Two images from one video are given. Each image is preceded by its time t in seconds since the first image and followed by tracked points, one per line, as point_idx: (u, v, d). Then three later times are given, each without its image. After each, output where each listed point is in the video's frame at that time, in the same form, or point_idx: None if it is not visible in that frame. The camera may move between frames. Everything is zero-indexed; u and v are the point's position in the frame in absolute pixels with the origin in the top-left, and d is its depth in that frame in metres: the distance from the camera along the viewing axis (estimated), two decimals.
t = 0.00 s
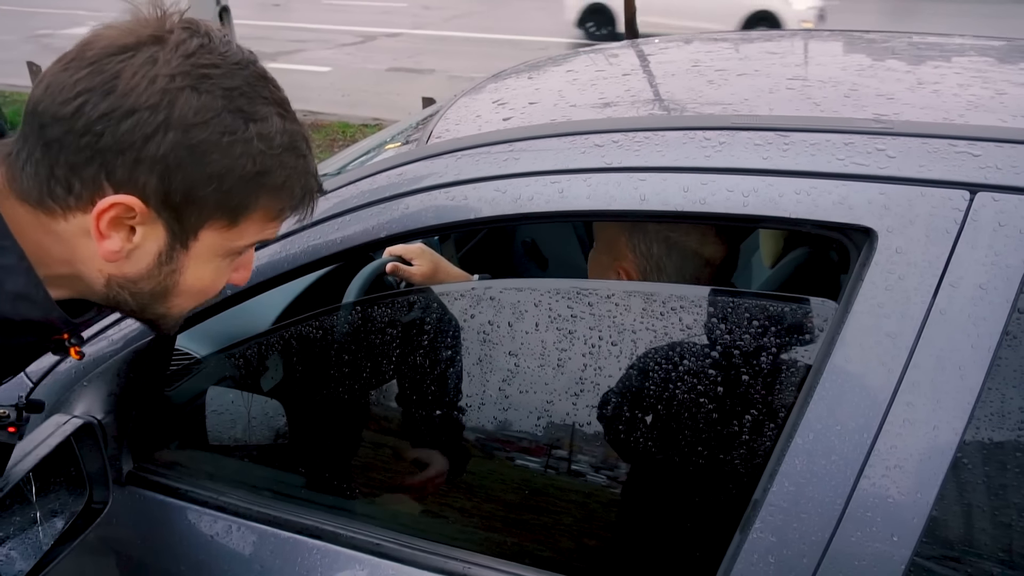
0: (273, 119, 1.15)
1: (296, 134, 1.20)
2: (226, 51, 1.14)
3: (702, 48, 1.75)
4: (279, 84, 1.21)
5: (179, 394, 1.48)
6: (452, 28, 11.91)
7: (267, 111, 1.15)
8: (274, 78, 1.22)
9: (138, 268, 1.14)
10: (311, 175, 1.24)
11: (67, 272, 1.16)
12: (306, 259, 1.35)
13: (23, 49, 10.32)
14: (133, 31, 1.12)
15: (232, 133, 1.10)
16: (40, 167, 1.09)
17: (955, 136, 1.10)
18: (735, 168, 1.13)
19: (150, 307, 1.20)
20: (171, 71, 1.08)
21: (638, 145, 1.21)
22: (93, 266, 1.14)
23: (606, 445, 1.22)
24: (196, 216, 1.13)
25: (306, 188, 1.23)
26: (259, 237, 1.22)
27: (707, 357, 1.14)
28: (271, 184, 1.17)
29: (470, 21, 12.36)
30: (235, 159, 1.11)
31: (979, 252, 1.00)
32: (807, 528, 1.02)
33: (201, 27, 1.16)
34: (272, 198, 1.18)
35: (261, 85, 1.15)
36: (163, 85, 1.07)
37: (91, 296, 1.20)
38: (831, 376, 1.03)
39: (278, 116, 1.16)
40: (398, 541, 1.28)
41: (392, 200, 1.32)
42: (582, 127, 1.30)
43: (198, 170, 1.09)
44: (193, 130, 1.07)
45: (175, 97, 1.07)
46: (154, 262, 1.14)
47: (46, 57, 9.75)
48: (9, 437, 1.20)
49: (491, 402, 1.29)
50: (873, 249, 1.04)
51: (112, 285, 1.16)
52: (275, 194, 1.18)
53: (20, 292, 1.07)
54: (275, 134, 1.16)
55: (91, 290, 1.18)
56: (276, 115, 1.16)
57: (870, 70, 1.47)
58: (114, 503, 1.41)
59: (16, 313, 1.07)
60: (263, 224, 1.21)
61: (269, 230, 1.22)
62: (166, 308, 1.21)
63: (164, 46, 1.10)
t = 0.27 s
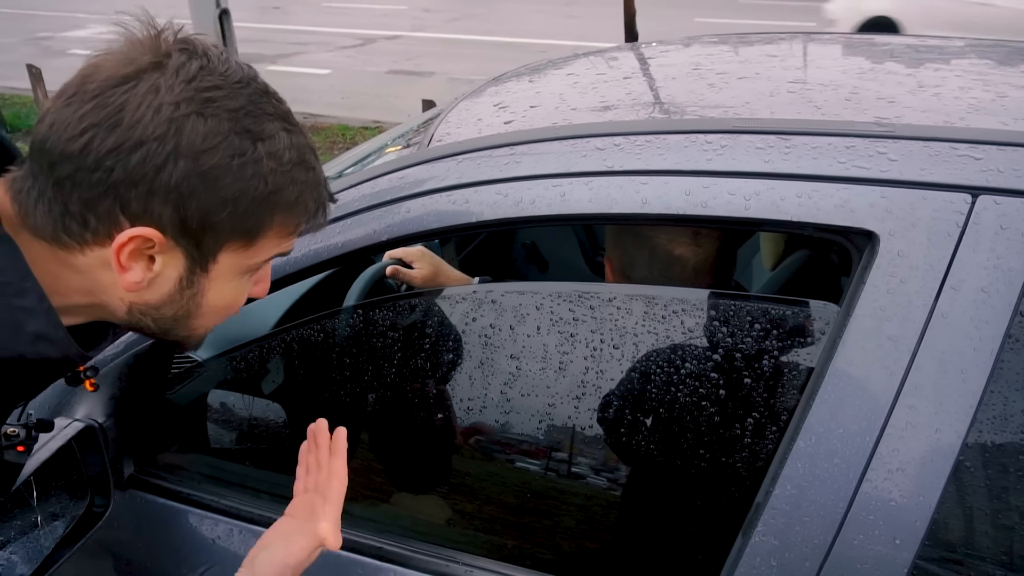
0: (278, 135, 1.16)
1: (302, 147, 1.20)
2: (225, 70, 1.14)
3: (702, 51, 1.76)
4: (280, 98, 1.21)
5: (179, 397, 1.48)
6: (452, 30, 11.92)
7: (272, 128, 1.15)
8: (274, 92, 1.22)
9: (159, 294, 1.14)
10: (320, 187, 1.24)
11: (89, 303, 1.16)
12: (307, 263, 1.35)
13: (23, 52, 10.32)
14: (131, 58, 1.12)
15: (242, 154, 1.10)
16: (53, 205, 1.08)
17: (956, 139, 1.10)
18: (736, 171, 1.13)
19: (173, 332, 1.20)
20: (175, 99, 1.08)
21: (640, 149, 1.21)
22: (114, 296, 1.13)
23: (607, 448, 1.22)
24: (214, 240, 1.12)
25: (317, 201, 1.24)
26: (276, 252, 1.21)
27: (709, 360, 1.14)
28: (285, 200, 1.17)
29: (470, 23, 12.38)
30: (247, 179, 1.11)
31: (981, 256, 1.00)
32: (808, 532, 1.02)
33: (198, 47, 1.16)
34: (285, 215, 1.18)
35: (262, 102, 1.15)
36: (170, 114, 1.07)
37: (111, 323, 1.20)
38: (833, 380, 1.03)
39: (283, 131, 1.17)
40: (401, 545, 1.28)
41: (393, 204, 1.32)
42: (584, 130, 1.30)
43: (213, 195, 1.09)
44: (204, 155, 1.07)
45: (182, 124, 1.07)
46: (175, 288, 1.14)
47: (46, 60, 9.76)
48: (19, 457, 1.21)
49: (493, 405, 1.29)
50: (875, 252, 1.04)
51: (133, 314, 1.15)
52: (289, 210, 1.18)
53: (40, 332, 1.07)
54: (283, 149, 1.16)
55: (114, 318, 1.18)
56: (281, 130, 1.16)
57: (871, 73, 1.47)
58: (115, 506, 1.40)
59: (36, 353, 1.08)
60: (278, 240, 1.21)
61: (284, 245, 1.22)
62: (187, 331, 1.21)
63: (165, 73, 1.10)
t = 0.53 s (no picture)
0: (291, 138, 1.16)
1: (314, 151, 1.20)
2: (239, 75, 1.15)
3: (701, 51, 1.76)
4: (291, 104, 1.22)
5: (179, 397, 1.47)
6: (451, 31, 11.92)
7: (285, 131, 1.15)
8: (285, 98, 1.22)
9: (174, 294, 1.15)
10: (332, 189, 1.23)
11: (105, 304, 1.18)
12: (306, 264, 1.36)
13: (22, 53, 10.32)
14: (147, 65, 1.13)
15: (255, 157, 1.10)
16: (70, 208, 1.09)
17: (952, 139, 1.11)
18: (734, 171, 1.13)
19: (187, 331, 1.21)
20: (191, 104, 1.08)
21: (637, 149, 1.21)
22: (131, 295, 1.15)
23: (606, 448, 1.22)
24: (228, 241, 1.13)
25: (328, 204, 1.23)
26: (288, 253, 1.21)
27: (707, 360, 1.14)
28: (296, 202, 1.17)
29: (468, 24, 12.38)
30: (261, 181, 1.11)
31: (978, 255, 1.00)
32: (806, 531, 1.02)
33: (211, 53, 1.17)
34: (297, 216, 1.18)
35: (274, 106, 1.16)
36: (186, 117, 1.07)
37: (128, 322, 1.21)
38: (831, 379, 1.03)
39: (294, 134, 1.17)
40: (403, 546, 1.29)
41: (391, 204, 1.32)
42: (582, 131, 1.30)
43: (227, 197, 1.09)
44: (219, 157, 1.08)
45: (198, 127, 1.07)
46: (190, 287, 1.15)
47: (45, 61, 9.76)
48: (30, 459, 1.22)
49: (491, 405, 1.29)
50: (872, 252, 1.04)
51: (149, 312, 1.17)
52: (301, 212, 1.18)
53: (63, 335, 1.07)
54: (296, 152, 1.16)
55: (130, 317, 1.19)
56: (293, 133, 1.16)
57: (869, 73, 1.47)
58: (114, 506, 1.40)
59: (59, 354, 1.08)
60: (291, 241, 1.20)
61: (296, 246, 1.22)
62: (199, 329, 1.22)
63: (180, 77, 1.11)
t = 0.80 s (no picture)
0: (291, 126, 1.16)
1: (316, 140, 1.20)
2: (240, 66, 1.15)
3: (701, 52, 1.76)
4: (294, 95, 1.22)
5: (179, 397, 1.48)
6: (452, 32, 11.93)
7: (285, 119, 1.15)
8: (288, 89, 1.22)
9: (180, 284, 1.16)
10: (335, 178, 1.23)
11: (113, 298, 1.18)
12: (308, 262, 1.37)
13: (24, 54, 10.32)
14: (150, 58, 1.14)
15: (255, 144, 1.10)
16: (78, 199, 1.10)
17: (951, 138, 1.11)
18: (733, 170, 1.13)
19: (194, 322, 1.21)
20: (191, 93, 1.09)
21: (637, 148, 1.22)
22: (138, 288, 1.16)
23: (606, 447, 1.23)
24: (231, 229, 1.13)
25: (331, 194, 1.23)
26: (294, 244, 1.21)
27: (706, 358, 1.15)
28: (297, 190, 1.16)
29: (469, 24, 12.39)
30: (261, 168, 1.11)
31: (976, 254, 1.00)
32: (806, 529, 1.03)
33: (215, 47, 1.18)
34: (299, 205, 1.17)
35: (275, 96, 1.16)
36: (186, 106, 1.08)
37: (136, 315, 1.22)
38: (830, 378, 1.04)
39: (296, 124, 1.16)
40: (400, 544, 1.29)
41: (391, 203, 1.33)
42: (582, 130, 1.31)
43: (228, 184, 1.10)
44: (219, 144, 1.08)
45: (197, 115, 1.08)
46: (196, 278, 1.16)
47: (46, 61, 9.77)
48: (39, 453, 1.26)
49: (491, 404, 1.29)
50: (871, 250, 1.04)
51: (157, 305, 1.18)
52: (303, 200, 1.17)
53: (79, 329, 1.07)
54: (297, 141, 1.16)
55: (138, 312, 1.20)
56: (294, 122, 1.16)
57: (869, 73, 1.48)
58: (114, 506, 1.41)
59: (73, 347, 1.08)
60: (294, 231, 1.20)
61: (300, 237, 1.22)
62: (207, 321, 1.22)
63: (182, 69, 1.11)
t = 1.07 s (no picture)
0: (288, 126, 1.16)
1: (313, 140, 1.20)
2: (238, 66, 1.16)
3: (698, 53, 1.77)
4: (292, 95, 1.22)
5: (179, 397, 1.48)
6: (451, 34, 11.94)
7: (282, 119, 1.16)
8: (286, 89, 1.23)
9: (174, 284, 1.15)
10: (332, 179, 1.24)
11: (107, 296, 1.18)
12: (306, 262, 1.38)
13: (24, 56, 10.33)
14: (150, 57, 1.15)
15: (251, 143, 1.11)
16: (73, 196, 1.11)
17: (946, 139, 1.11)
18: (730, 171, 1.14)
19: (189, 322, 1.21)
20: (188, 90, 1.10)
21: (634, 149, 1.22)
22: (132, 287, 1.16)
23: (605, 448, 1.23)
24: (225, 228, 1.13)
25: (328, 195, 1.23)
26: (291, 245, 1.21)
27: (702, 359, 1.15)
28: (294, 190, 1.17)
29: (469, 26, 12.40)
30: (256, 167, 1.12)
31: (972, 254, 1.01)
32: (802, 528, 1.03)
33: (214, 47, 1.19)
34: (295, 205, 1.18)
35: (272, 96, 1.16)
36: (182, 104, 1.09)
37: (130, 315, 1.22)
38: (825, 378, 1.04)
39: (293, 124, 1.17)
40: (398, 544, 1.29)
41: (389, 204, 1.33)
42: (580, 131, 1.31)
43: (224, 182, 1.10)
44: (215, 142, 1.09)
45: (193, 113, 1.08)
46: (190, 277, 1.16)
47: (45, 63, 9.78)
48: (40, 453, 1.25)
49: (489, 404, 1.30)
50: (867, 251, 1.05)
51: (151, 305, 1.18)
52: (299, 200, 1.18)
53: (78, 328, 1.08)
54: (293, 141, 1.16)
55: (132, 311, 1.19)
56: (291, 123, 1.17)
57: (865, 75, 1.48)
58: (113, 505, 1.40)
59: (72, 346, 1.08)
60: (290, 231, 1.20)
61: (295, 237, 1.22)
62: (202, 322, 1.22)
63: (180, 67, 1.12)
